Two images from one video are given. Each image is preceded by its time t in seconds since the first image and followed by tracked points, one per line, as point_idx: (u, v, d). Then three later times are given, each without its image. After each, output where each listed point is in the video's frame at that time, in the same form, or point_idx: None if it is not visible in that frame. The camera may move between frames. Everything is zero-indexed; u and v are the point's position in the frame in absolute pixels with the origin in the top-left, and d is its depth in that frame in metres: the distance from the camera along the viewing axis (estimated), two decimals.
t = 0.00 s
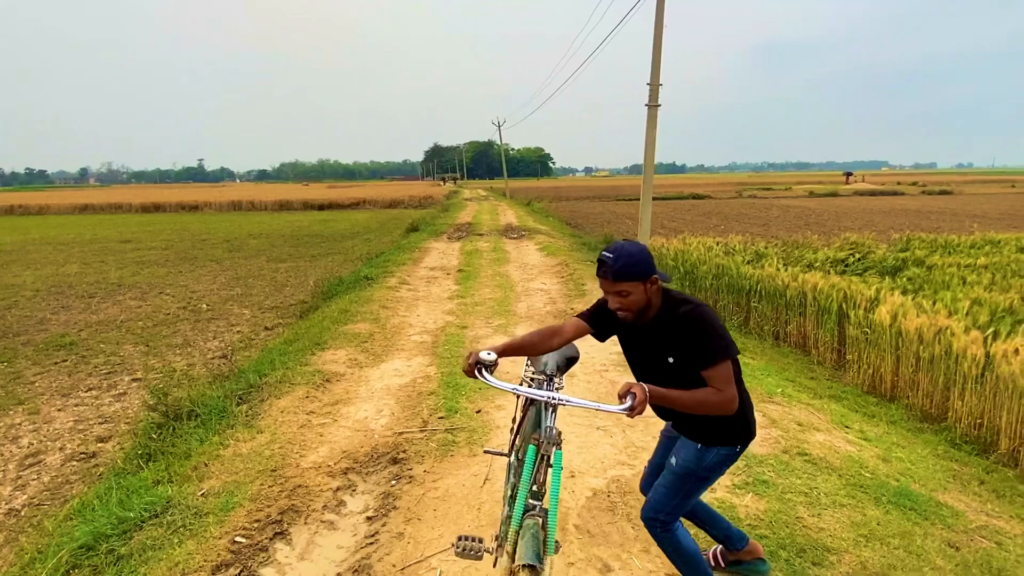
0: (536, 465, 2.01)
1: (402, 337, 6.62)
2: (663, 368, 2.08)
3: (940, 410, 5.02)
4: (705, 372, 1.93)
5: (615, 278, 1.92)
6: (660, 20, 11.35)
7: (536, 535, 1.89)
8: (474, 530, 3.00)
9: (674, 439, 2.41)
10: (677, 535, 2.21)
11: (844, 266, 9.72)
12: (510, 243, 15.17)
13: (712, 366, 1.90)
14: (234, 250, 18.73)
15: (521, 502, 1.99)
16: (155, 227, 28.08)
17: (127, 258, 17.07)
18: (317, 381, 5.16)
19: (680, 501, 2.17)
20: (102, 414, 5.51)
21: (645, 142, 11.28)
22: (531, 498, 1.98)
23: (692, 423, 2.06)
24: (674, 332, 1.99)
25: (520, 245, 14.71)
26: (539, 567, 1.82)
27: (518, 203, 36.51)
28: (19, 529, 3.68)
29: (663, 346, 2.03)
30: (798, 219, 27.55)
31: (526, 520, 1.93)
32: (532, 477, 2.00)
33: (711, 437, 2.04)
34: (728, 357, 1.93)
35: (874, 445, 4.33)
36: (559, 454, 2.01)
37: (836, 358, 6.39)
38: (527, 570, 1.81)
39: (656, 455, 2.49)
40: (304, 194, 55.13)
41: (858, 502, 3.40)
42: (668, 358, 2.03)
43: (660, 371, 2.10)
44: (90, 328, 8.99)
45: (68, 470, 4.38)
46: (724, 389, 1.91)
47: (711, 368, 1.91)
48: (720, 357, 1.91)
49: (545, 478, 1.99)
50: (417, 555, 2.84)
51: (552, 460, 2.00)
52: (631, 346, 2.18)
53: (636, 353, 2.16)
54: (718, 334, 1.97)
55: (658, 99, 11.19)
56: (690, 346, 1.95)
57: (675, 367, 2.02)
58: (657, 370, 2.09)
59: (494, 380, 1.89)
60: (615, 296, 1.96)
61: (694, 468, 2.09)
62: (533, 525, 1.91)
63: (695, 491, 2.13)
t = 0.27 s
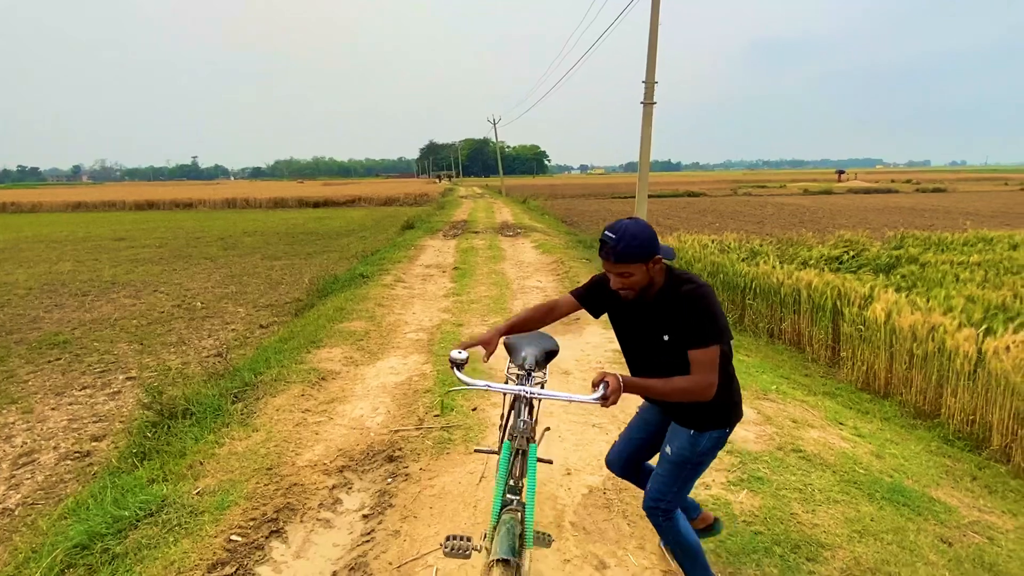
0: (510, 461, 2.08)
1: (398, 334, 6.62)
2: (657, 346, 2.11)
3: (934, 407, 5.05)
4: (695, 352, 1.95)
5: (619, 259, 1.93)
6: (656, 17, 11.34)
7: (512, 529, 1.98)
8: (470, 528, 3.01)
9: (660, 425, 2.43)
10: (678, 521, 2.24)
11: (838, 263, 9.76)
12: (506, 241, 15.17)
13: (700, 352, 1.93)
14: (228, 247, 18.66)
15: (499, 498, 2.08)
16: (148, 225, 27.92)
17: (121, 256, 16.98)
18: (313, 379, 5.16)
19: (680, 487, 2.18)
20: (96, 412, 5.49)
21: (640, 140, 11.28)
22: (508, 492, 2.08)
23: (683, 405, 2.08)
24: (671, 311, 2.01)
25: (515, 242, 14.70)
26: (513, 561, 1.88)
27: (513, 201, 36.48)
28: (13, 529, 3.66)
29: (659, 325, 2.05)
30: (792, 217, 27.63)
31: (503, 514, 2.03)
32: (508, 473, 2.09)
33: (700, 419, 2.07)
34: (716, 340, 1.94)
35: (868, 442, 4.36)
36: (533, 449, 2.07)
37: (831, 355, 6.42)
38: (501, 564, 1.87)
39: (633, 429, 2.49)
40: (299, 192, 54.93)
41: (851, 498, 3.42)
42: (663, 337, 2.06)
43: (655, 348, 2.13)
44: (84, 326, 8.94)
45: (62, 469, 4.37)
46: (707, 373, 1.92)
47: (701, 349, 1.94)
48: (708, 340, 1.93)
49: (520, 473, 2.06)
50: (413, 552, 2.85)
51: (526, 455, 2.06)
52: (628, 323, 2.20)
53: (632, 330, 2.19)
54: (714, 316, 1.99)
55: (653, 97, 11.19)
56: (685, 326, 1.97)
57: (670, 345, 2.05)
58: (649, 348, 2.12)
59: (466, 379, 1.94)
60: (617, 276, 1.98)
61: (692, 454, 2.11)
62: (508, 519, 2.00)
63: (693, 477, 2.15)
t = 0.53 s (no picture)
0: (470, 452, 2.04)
1: (393, 330, 6.60)
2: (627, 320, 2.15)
3: (927, 401, 5.07)
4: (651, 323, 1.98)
5: (585, 233, 2.00)
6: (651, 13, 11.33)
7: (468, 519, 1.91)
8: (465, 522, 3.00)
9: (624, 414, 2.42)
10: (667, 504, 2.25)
11: (832, 259, 9.79)
12: (501, 237, 15.15)
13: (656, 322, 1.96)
14: (223, 244, 18.57)
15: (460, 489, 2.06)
16: (141, 222, 27.73)
17: (114, 253, 16.87)
18: (307, 375, 5.14)
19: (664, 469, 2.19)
20: (88, 409, 5.45)
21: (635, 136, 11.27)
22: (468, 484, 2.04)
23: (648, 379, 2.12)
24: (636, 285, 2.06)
25: (511, 239, 14.69)
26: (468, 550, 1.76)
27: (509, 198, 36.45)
28: (5, 526, 3.63)
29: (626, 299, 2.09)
30: (787, 214, 27.69)
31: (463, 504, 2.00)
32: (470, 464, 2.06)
33: (664, 394, 2.11)
34: (674, 312, 1.97)
35: (862, 436, 4.38)
36: (490, 438, 1.99)
37: (825, 350, 6.44)
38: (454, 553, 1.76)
39: (596, 417, 2.47)
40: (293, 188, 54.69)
41: (846, 492, 3.43)
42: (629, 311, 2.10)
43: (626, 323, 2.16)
44: (77, 323, 8.88)
45: (55, 466, 4.33)
46: (661, 343, 1.95)
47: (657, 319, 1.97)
48: (666, 312, 1.95)
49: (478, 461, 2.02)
50: (408, 547, 2.84)
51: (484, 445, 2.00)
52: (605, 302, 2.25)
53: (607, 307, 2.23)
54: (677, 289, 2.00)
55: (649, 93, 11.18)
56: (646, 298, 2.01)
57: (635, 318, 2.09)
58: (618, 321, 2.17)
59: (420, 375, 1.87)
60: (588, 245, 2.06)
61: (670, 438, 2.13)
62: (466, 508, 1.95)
63: (672, 460, 2.17)
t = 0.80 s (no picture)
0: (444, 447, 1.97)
1: (388, 328, 6.59)
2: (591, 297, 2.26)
3: (920, 397, 5.10)
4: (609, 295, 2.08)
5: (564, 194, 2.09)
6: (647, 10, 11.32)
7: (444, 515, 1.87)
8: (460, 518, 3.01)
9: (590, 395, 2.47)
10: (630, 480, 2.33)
11: (827, 256, 9.82)
12: (497, 234, 15.13)
13: (615, 295, 2.05)
14: (217, 242, 18.48)
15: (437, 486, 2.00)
16: (134, 219, 27.56)
17: (108, 251, 16.77)
18: (302, 372, 5.13)
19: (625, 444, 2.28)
20: (82, 407, 5.42)
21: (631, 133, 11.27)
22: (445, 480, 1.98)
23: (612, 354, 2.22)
24: (598, 260, 2.16)
25: (507, 236, 14.67)
26: (442, 546, 1.74)
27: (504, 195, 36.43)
28: None
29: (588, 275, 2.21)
30: (782, 211, 27.75)
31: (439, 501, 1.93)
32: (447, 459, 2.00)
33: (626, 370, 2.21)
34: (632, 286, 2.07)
35: (855, 432, 4.40)
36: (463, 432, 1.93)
37: (819, 347, 6.47)
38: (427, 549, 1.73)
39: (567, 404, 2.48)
40: (288, 185, 54.46)
41: (839, 488, 3.45)
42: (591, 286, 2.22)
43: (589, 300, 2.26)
44: (70, 321, 8.83)
45: (48, 465, 4.31)
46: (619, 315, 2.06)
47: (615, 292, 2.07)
48: (623, 284, 2.06)
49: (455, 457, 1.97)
50: (403, 543, 2.85)
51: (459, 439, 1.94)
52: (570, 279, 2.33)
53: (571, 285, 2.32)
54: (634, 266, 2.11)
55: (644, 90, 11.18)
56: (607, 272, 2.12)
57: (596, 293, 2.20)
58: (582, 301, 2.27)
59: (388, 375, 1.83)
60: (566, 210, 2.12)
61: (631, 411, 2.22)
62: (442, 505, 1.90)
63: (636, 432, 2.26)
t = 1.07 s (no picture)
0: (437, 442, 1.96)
1: (383, 325, 6.59)
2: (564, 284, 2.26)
3: (913, 394, 5.14)
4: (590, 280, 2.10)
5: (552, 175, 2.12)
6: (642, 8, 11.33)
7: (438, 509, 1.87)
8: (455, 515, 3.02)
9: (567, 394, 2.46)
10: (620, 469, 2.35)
11: (821, 254, 9.88)
12: (492, 232, 15.12)
13: (596, 281, 2.09)
14: (211, 239, 18.41)
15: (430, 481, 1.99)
16: (127, 216, 27.38)
17: (101, 248, 16.67)
18: (297, 370, 5.12)
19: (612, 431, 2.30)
20: (75, 405, 5.40)
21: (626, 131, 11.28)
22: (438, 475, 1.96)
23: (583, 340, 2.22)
24: (577, 246, 2.19)
25: (502, 234, 14.66)
26: (435, 540, 1.75)
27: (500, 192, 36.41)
28: None
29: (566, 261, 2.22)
30: (776, 209, 27.84)
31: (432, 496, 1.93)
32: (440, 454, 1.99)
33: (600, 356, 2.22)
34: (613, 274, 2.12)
35: (848, 428, 4.44)
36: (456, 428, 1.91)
37: (812, 344, 6.51)
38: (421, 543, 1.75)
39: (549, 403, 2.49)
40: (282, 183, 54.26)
41: (832, 484, 3.48)
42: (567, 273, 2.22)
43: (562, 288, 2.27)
44: (63, 319, 8.78)
45: (41, 463, 4.30)
46: (600, 301, 2.08)
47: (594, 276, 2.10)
48: (604, 271, 2.10)
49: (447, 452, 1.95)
50: (398, 540, 2.85)
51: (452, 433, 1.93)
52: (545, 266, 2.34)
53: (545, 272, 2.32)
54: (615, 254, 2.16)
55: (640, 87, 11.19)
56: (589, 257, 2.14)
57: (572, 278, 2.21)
58: (558, 288, 2.28)
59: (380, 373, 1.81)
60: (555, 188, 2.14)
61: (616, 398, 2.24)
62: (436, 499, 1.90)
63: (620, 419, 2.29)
